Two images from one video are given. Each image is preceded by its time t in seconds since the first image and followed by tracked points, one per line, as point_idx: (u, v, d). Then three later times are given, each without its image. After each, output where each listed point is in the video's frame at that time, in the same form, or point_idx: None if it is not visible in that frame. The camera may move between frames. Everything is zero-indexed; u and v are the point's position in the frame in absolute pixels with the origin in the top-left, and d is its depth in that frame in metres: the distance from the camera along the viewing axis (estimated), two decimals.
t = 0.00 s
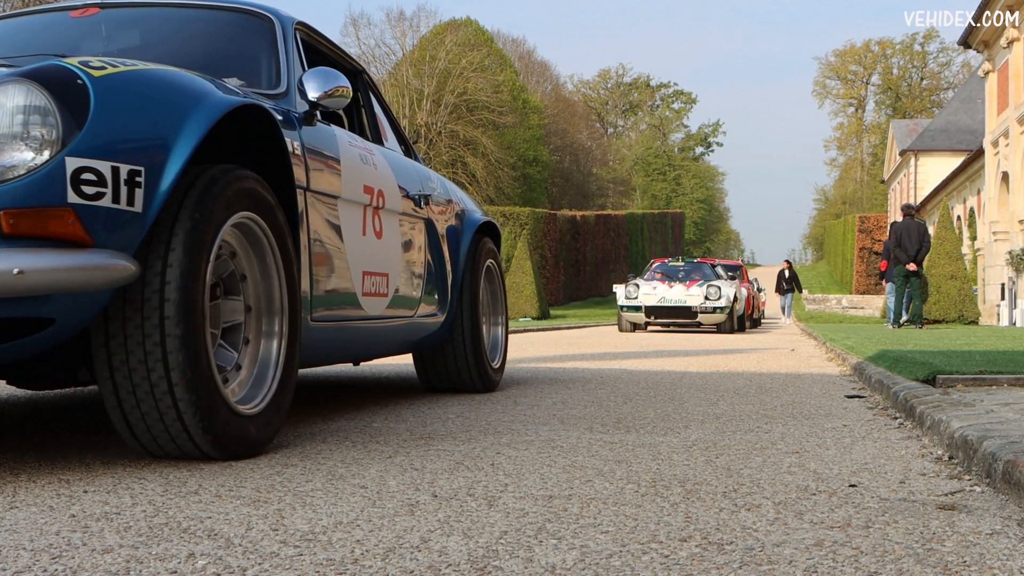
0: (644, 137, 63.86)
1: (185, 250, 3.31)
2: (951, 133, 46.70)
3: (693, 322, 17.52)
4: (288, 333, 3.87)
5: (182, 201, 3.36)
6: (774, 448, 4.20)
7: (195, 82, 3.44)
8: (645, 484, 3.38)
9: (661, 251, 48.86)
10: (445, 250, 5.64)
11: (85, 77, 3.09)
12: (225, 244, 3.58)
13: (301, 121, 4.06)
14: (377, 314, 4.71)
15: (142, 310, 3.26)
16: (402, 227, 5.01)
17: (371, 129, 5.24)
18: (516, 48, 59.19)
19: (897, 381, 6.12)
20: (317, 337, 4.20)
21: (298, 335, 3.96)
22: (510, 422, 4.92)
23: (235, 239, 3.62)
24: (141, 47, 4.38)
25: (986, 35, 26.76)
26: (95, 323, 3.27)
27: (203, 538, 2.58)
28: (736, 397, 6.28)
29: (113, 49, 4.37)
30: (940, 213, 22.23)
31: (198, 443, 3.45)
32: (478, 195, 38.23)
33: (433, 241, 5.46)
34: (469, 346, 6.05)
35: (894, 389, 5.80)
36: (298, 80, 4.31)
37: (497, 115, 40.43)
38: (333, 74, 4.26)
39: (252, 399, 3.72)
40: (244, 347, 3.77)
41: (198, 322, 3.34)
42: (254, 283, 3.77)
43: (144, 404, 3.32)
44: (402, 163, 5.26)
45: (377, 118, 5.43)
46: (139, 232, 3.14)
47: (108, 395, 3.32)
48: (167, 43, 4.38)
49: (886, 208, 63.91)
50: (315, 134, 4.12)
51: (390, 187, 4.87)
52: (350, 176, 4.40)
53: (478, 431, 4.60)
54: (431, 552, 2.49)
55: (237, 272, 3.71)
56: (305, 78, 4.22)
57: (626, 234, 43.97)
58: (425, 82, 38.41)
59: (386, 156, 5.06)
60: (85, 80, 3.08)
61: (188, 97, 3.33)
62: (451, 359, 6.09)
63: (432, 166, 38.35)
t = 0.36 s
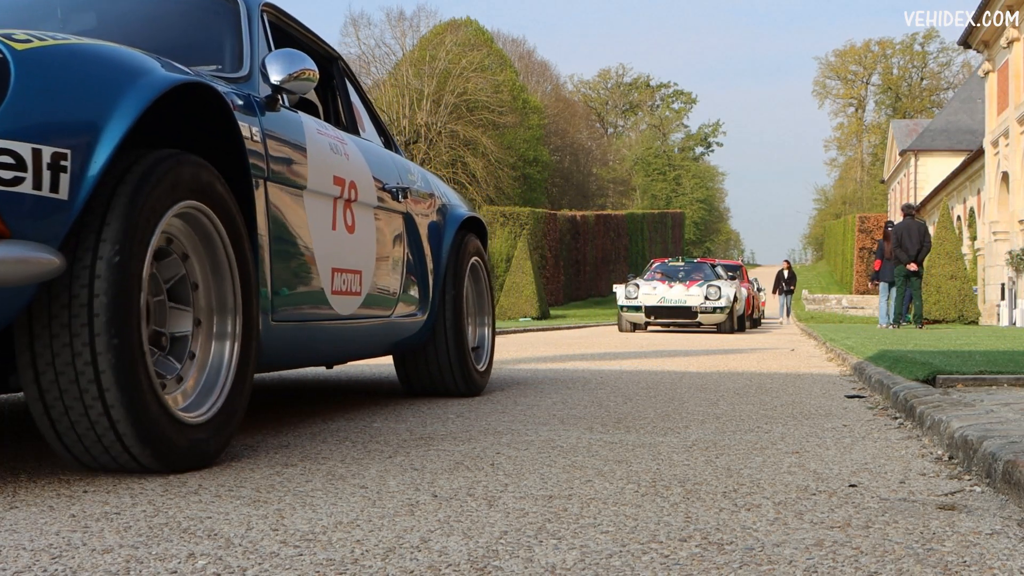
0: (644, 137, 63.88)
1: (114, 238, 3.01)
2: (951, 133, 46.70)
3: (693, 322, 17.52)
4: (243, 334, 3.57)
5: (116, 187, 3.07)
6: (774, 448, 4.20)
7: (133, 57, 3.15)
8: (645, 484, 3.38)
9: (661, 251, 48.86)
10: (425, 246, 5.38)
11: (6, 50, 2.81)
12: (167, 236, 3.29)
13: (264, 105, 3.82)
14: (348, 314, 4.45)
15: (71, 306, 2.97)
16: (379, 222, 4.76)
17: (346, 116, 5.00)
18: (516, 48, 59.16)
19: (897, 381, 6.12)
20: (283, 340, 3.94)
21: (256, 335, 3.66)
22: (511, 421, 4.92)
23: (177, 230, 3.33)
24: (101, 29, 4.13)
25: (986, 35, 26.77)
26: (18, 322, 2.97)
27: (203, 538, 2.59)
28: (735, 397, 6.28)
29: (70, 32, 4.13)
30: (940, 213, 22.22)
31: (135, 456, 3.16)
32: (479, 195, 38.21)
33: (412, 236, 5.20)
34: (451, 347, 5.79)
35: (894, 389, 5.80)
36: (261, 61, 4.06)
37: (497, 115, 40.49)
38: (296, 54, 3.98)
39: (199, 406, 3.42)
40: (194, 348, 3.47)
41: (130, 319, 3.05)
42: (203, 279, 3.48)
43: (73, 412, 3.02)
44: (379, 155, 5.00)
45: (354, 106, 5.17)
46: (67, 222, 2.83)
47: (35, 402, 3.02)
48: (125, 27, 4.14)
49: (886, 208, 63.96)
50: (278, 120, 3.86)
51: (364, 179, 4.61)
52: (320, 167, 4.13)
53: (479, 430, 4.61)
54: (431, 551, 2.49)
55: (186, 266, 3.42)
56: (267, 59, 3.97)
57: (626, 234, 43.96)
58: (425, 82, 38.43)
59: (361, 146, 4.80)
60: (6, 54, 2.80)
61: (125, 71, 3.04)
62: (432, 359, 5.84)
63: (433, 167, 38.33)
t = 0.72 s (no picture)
0: (644, 137, 63.87)
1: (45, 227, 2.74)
2: (951, 133, 46.70)
3: (693, 322, 17.52)
4: (192, 336, 3.31)
5: (46, 167, 2.79)
6: (774, 448, 4.21)
7: (67, 31, 2.89)
8: (645, 484, 3.38)
9: (661, 251, 48.87)
10: (405, 241, 5.15)
11: None
12: (106, 226, 3.03)
13: (226, 88, 3.59)
14: (318, 312, 4.21)
15: None
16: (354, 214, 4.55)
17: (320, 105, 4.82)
18: (516, 48, 59.16)
19: (897, 381, 6.12)
20: (251, 341, 3.72)
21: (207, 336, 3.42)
22: (510, 422, 4.92)
23: (117, 219, 3.06)
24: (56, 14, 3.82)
25: (986, 35, 26.76)
26: None
27: (203, 538, 2.59)
28: (735, 397, 6.28)
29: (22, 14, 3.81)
30: (940, 213, 22.20)
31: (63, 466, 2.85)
32: (479, 195, 38.21)
33: (391, 230, 4.98)
34: (434, 348, 5.53)
35: (894, 389, 5.80)
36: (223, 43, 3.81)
37: (497, 115, 40.53)
38: (260, 35, 3.78)
39: (143, 412, 3.15)
40: (137, 349, 3.20)
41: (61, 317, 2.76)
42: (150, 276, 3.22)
43: None
44: (356, 145, 4.78)
45: (331, 95, 4.97)
46: None
47: None
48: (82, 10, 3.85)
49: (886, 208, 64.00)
50: (240, 104, 3.63)
51: (338, 169, 4.38)
52: (289, 157, 3.91)
53: (479, 431, 4.61)
54: (432, 551, 2.49)
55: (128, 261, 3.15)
56: (228, 41, 3.76)
57: (626, 234, 43.97)
58: (425, 82, 38.44)
59: (335, 135, 4.57)
60: None
61: (57, 44, 2.78)
62: (414, 361, 5.58)
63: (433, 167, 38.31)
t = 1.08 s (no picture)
0: (644, 138, 63.86)
1: None
2: (951, 133, 46.69)
3: (692, 322, 17.52)
4: (139, 340, 3.04)
5: None
6: (774, 448, 4.20)
7: None
8: (645, 484, 3.38)
9: (661, 251, 48.90)
10: (387, 237, 4.91)
11: None
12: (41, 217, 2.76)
13: (184, 73, 3.32)
14: (290, 312, 3.96)
15: None
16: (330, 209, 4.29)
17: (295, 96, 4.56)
18: (516, 48, 59.14)
19: (898, 381, 6.12)
20: (222, 347, 3.50)
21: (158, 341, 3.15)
22: (510, 422, 4.92)
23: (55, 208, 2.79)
24: None
25: (986, 35, 26.76)
26: None
27: (203, 538, 2.59)
28: (736, 397, 6.28)
29: None
30: (940, 213, 22.18)
31: None
32: (479, 195, 38.22)
33: (371, 227, 4.74)
34: (417, 350, 5.30)
35: (894, 389, 5.80)
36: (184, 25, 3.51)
37: (497, 115, 40.54)
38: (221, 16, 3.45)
39: (80, 424, 2.87)
40: (78, 355, 2.93)
41: None
42: (92, 271, 2.94)
43: None
44: (333, 136, 4.53)
45: (308, 83, 4.71)
46: None
47: None
48: None
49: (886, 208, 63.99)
50: (200, 91, 3.36)
51: (312, 161, 4.12)
52: (255, 147, 3.64)
53: (479, 430, 4.61)
54: (431, 552, 2.49)
55: (67, 255, 2.86)
56: (190, 19, 3.45)
57: (626, 234, 43.96)
58: (425, 82, 38.43)
59: (310, 125, 4.31)
60: None
61: None
62: (397, 364, 5.36)
63: (433, 167, 38.30)
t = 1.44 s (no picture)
0: (644, 138, 63.86)
1: None
2: (951, 133, 46.69)
3: (693, 322, 17.51)
4: (81, 346, 2.84)
5: None
6: (774, 448, 4.21)
7: None
8: (645, 484, 3.38)
9: (661, 251, 48.91)
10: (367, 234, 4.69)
11: None
12: None
13: (143, 59, 3.14)
14: (258, 313, 3.77)
15: None
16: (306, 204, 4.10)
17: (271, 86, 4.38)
18: (516, 48, 59.11)
19: (897, 381, 6.12)
20: (193, 345, 3.38)
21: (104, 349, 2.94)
22: (511, 421, 4.92)
23: None
24: None
25: (986, 35, 26.77)
26: None
27: (203, 538, 2.59)
28: (736, 397, 6.29)
29: None
30: (940, 213, 22.18)
31: None
32: (479, 195, 38.24)
33: (351, 223, 4.53)
34: (400, 350, 5.07)
35: (894, 389, 5.80)
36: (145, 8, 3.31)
37: (496, 115, 40.63)
38: None
39: (22, 431, 2.66)
40: (15, 361, 2.73)
41: None
42: (30, 273, 2.75)
43: None
44: (309, 127, 4.33)
45: (284, 74, 4.53)
46: None
47: None
48: None
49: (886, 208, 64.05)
50: (161, 76, 3.20)
51: (285, 153, 3.93)
52: (219, 136, 3.45)
53: (479, 431, 4.61)
54: (431, 551, 2.49)
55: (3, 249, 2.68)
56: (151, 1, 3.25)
57: (626, 234, 43.96)
58: (425, 82, 38.41)
59: (283, 114, 4.12)
60: None
61: None
62: (379, 365, 5.13)
63: (433, 166, 38.34)
